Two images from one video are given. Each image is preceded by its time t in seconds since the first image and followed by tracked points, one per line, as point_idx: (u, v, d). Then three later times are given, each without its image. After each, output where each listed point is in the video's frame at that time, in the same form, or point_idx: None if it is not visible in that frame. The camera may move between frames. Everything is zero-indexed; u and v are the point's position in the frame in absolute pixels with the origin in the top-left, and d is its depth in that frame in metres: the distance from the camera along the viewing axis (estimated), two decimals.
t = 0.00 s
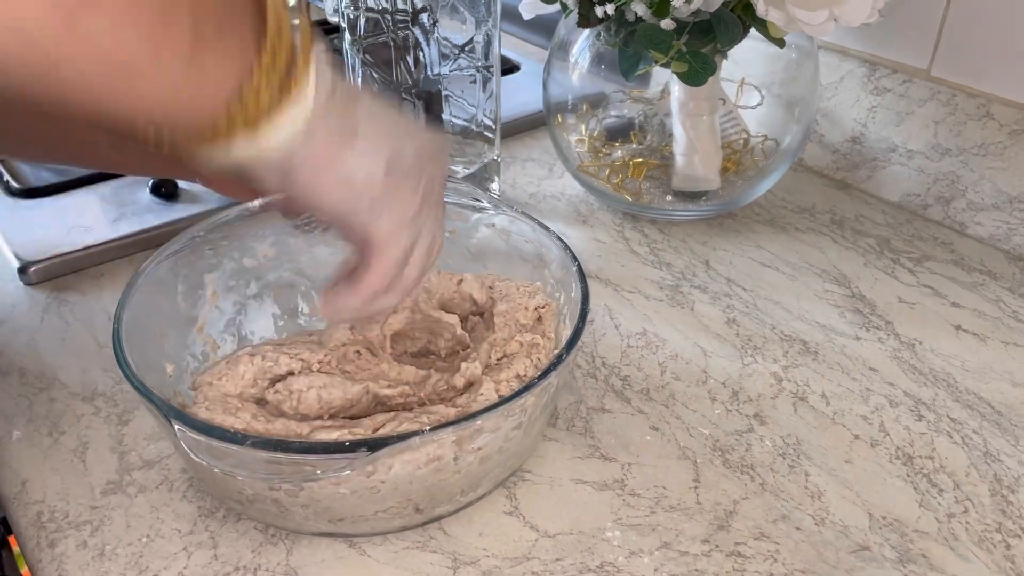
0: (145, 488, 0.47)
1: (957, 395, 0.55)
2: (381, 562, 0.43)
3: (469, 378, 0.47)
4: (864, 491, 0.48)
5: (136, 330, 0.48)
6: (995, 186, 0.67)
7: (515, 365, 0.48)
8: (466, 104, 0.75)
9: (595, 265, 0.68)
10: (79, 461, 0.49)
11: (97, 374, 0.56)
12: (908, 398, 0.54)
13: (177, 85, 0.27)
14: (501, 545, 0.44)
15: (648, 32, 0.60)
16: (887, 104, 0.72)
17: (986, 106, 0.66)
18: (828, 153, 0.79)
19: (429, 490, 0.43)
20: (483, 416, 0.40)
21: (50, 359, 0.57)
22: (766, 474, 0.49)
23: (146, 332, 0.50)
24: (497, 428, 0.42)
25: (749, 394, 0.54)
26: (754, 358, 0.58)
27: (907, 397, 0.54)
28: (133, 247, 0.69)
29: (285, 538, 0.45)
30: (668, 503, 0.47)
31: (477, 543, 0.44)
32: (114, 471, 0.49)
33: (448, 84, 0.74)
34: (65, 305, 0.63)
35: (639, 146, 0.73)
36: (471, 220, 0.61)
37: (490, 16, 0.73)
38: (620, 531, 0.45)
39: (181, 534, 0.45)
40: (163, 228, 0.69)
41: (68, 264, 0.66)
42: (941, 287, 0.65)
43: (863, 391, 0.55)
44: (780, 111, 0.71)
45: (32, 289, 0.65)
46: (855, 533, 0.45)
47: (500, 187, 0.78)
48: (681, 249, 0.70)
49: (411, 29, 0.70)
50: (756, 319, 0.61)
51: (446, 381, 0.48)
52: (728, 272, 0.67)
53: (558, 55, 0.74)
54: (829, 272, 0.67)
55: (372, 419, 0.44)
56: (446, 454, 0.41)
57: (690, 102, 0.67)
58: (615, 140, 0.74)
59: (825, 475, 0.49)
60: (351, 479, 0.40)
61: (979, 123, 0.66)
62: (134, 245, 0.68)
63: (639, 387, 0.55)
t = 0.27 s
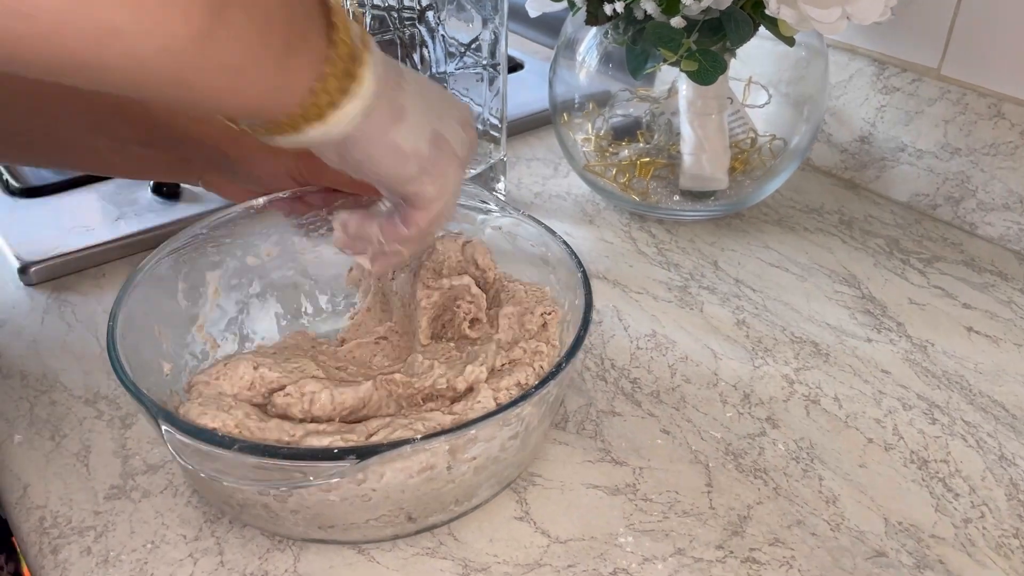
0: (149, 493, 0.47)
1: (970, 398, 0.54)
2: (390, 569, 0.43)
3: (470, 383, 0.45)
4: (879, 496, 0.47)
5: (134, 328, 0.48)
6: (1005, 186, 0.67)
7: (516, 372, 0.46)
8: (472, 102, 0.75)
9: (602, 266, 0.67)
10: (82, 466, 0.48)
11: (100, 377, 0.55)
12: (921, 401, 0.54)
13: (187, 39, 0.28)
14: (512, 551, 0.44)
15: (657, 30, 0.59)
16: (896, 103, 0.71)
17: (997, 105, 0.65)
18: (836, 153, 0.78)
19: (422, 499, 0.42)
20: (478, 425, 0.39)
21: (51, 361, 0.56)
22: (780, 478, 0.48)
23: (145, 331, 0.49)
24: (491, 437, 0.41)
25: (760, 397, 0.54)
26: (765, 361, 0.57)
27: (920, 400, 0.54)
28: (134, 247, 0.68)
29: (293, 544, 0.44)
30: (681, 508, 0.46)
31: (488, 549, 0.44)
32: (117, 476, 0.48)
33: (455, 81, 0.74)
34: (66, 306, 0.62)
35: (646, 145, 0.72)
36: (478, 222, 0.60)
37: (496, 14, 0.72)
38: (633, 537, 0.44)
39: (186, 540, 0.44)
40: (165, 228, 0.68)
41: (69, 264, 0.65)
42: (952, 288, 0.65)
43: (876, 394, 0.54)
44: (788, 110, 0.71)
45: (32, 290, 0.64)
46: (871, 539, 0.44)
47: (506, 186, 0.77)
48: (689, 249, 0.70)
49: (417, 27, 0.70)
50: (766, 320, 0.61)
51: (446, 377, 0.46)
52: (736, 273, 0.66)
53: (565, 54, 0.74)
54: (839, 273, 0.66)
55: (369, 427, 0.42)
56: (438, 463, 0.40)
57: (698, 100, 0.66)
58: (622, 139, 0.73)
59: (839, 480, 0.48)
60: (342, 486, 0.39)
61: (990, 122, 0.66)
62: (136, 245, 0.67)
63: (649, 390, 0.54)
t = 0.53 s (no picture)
0: (146, 500, 0.46)
1: (978, 401, 0.53)
2: None
3: (477, 392, 0.45)
4: (888, 502, 0.46)
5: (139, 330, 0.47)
6: (1010, 186, 0.66)
7: (527, 379, 0.45)
8: (472, 101, 0.74)
9: (604, 267, 0.67)
10: (78, 472, 0.48)
11: (95, 381, 0.54)
12: (928, 405, 0.53)
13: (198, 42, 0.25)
14: (516, 559, 0.43)
15: (660, 29, 0.58)
16: (900, 103, 0.71)
17: (1003, 105, 0.64)
18: (839, 153, 0.77)
19: (443, 507, 0.41)
20: (496, 432, 0.39)
21: (46, 365, 0.56)
22: (787, 484, 0.47)
23: (148, 335, 0.48)
24: (509, 444, 0.41)
25: (765, 401, 0.53)
26: (770, 364, 0.56)
27: (927, 404, 0.53)
28: (130, 249, 0.67)
29: (293, 552, 0.43)
30: (687, 514, 0.45)
31: (492, 557, 0.43)
32: (114, 482, 0.47)
33: (454, 80, 0.73)
34: (61, 309, 0.61)
35: (647, 145, 0.71)
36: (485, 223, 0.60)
37: (497, 13, 0.71)
38: (639, 544, 0.43)
39: (184, 549, 0.43)
40: (160, 230, 0.67)
41: (64, 266, 0.64)
42: (957, 289, 0.64)
43: (882, 397, 0.53)
44: (791, 110, 0.70)
45: (26, 292, 0.63)
46: (881, 546, 0.44)
47: (506, 187, 0.76)
48: (691, 251, 0.69)
49: (417, 26, 0.70)
50: (770, 323, 0.60)
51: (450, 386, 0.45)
52: (739, 274, 0.65)
53: (566, 53, 0.73)
54: (843, 275, 0.66)
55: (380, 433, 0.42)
56: (455, 471, 0.39)
57: (700, 100, 0.66)
58: (623, 139, 0.73)
59: (847, 485, 0.47)
60: (359, 495, 0.39)
61: (995, 121, 0.65)
62: (131, 247, 0.67)
63: (653, 394, 0.54)
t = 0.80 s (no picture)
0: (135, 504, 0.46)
1: (969, 402, 0.53)
2: None
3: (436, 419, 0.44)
4: (879, 503, 0.46)
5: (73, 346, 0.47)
6: (1002, 187, 0.66)
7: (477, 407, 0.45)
8: (464, 102, 0.74)
9: (596, 268, 0.67)
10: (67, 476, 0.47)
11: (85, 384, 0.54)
12: (919, 405, 0.53)
13: (237, 86, 0.29)
14: (507, 562, 0.43)
15: (652, 31, 0.58)
16: (892, 103, 0.71)
17: (994, 105, 0.64)
18: (831, 153, 0.78)
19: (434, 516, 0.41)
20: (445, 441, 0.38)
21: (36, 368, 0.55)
22: (778, 485, 0.47)
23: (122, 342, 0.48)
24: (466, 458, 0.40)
25: (757, 402, 0.53)
26: (762, 365, 0.56)
27: (918, 405, 0.53)
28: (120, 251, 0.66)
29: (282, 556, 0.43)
30: (679, 516, 0.45)
31: (483, 560, 0.43)
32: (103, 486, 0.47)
33: (446, 81, 0.73)
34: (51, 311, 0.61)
35: (641, 146, 0.71)
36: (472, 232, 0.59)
37: (488, 13, 0.70)
38: (630, 547, 0.43)
39: (173, 553, 0.43)
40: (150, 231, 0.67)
41: (53, 268, 0.64)
42: (949, 290, 0.64)
43: (874, 398, 0.54)
44: (783, 111, 0.70)
45: (16, 294, 0.63)
46: (871, 547, 0.44)
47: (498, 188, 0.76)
48: (684, 251, 0.69)
49: (409, 27, 0.70)
50: (762, 323, 0.60)
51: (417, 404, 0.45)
52: (731, 275, 0.66)
53: (558, 53, 0.73)
54: (835, 275, 0.66)
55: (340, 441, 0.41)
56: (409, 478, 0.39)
57: (692, 101, 0.66)
58: (615, 139, 0.73)
59: (838, 486, 0.47)
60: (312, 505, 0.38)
61: (986, 122, 0.65)
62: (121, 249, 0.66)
63: (645, 396, 0.54)
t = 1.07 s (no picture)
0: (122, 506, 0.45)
1: (965, 400, 0.53)
2: None
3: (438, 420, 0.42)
4: (874, 502, 0.46)
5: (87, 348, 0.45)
6: (997, 184, 0.66)
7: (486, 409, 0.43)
8: (456, 99, 0.74)
9: (590, 267, 0.66)
10: (54, 478, 0.47)
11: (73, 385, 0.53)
12: (915, 404, 0.53)
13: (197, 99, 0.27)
14: (499, 563, 0.42)
15: (645, 27, 0.58)
16: (887, 100, 0.70)
17: (990, 102, 0.64)
18: (826, 151, 0.77)
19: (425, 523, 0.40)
20: (435, 470, 0.36)
21: (23, 368, 0.55)
22: (772, 485, 0.47)
23: (96, 351, 0.47)
24: (451, 481, 0.38)
25: (751, 401, 0.53)
26: (756, 364, 0.56)
27: (913, 403, 0.53)
28: (108, 250, 0.66)
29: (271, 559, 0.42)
30: (672, 516, 0.45)
31: (474, 561, 0.43)
32: (90, 488, 0.46)
33: (438, 78, 0.72)
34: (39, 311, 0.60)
35: (635, 144, 0.71)
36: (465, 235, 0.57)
37: (480, 10, 0.71)
38: (622, 547, 0.43)
39: (160, 555, 0.42)
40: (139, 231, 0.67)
41: (41, 269, 0.63)
42: (945, 287, 0.64)
43: (869, 397, 0.53)
44: (778, 107, 0.70)
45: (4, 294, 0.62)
46: (866, 547, 0.43)
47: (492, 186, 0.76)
48: (678, 250, 0.68)
49: (399, 23, 0.68)
50: (757, 322, 0.60)
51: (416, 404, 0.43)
52: (726, 273, 0.65)
53: (552, 49, 0.72)
54: (830, 273, 0.65)
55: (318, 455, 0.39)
56: (392, 507, 0.37)
57: (686, 98, 0.65)
58: (609, 137, 0.72)
59: (833, 486, 0.47)
60: (287, 529, 0.36)
61: (982, 118, 0.65)
62: (110, 248, 0.66)
63: (638, 395, 0.53)
